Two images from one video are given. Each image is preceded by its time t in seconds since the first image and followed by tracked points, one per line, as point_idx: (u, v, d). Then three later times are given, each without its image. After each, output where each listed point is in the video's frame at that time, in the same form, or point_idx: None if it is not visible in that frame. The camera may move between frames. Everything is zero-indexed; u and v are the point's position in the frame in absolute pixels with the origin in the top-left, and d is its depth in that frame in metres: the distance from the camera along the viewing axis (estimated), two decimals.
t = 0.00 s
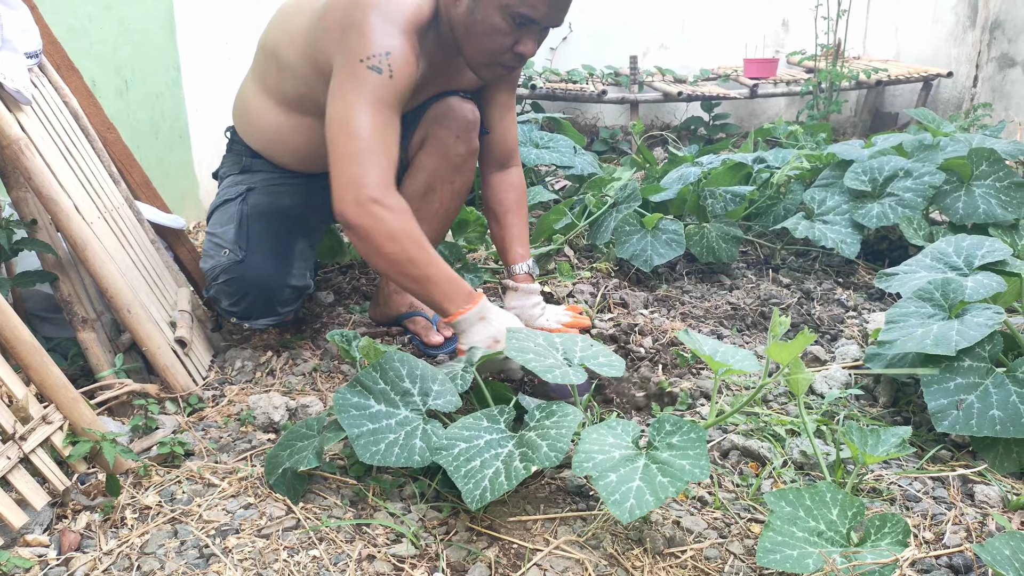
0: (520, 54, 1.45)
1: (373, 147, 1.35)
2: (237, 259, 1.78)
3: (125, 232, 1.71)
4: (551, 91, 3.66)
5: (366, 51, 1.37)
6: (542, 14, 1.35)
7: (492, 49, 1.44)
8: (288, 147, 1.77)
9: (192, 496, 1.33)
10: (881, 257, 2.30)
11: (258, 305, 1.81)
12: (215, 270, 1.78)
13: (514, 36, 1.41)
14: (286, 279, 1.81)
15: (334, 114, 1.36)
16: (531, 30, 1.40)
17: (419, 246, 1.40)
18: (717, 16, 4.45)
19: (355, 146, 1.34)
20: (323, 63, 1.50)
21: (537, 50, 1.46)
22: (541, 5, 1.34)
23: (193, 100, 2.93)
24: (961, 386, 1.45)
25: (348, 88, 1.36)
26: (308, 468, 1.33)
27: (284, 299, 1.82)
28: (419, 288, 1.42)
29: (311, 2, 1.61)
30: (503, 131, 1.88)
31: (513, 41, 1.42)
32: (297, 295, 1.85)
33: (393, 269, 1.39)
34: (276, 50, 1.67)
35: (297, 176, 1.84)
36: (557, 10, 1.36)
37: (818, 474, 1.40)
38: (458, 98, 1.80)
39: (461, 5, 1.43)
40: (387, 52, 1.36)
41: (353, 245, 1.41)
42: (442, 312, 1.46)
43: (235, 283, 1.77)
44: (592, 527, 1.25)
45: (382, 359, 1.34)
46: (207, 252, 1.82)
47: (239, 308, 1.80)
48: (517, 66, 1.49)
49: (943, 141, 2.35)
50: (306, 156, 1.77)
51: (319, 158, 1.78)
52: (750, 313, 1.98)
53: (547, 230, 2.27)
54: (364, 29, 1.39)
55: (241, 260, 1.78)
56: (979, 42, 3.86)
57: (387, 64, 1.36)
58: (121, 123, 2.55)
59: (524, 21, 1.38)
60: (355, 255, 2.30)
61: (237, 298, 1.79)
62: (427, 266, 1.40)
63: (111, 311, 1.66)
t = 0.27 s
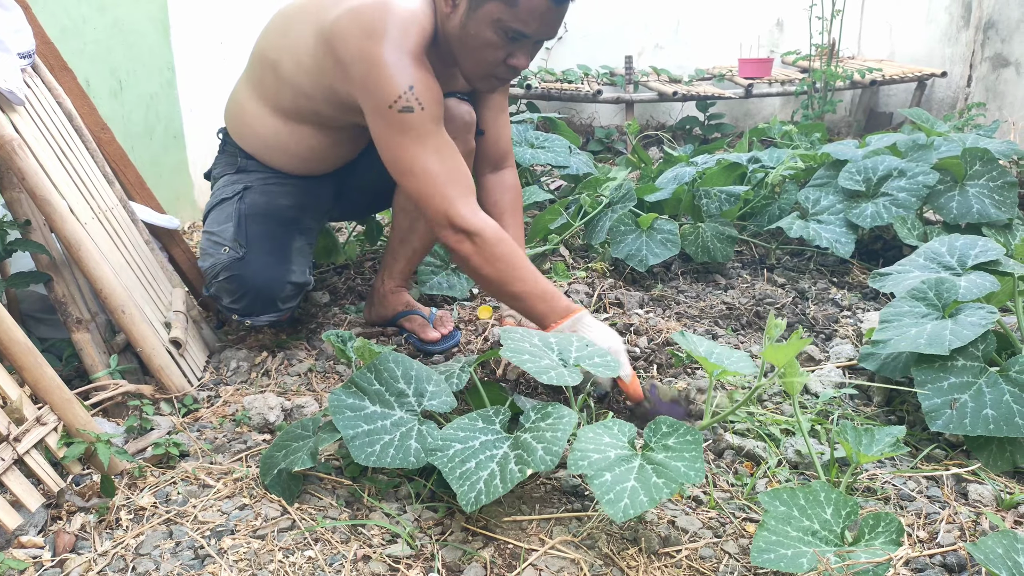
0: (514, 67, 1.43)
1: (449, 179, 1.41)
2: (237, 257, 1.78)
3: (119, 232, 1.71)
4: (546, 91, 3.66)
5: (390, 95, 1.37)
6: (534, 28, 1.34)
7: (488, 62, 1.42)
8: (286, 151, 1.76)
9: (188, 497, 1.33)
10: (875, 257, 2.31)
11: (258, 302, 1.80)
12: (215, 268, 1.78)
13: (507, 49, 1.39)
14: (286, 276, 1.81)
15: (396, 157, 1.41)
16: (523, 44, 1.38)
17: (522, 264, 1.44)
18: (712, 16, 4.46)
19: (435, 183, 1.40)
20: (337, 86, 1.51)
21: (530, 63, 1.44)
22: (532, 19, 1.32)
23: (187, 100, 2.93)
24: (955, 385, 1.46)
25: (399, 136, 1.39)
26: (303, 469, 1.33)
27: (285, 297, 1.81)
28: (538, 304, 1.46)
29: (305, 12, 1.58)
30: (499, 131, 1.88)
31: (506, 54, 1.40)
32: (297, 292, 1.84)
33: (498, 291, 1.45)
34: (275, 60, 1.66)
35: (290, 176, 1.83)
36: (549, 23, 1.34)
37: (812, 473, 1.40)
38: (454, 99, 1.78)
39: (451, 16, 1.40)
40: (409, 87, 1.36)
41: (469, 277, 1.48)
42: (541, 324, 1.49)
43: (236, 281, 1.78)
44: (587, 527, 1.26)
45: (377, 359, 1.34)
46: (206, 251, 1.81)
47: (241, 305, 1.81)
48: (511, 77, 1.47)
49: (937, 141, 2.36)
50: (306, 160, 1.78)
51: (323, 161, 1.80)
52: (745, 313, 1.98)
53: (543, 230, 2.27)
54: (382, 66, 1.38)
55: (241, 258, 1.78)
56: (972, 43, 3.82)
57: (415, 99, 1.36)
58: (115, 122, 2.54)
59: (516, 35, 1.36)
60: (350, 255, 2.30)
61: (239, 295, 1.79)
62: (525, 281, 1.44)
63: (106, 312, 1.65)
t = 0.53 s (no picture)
0: (507, 52, 1.46)
1: (380, 153, 1.40)
2: (230, 258, 1.77)
3: (119, 234, 1.71)
4: (546, 93, 3.66)
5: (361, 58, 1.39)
6: (526, 11, 1.36)
7: (480, 46, 1.45)
8: (285, 147, 1.77)
9: (187, 499, 1.33)
10: (874, 258, 2.31)
11: (250, 304, 1.79)
12: (208, 269, 1.77)
13: (499, 33, 1.41)
14: (279, 279, 1.80)
15: (338, 120, 1.41)
16: (516, 28, 1.41)
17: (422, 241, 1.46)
18: (712, 17, 4.46)
19: (358, 151, 1.39)
20: (321, 66, 1.54)
21: (524, 49, 1.46)
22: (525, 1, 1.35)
23: (187, 103, 2.94)
24: (953, 385, 1.46)
25: (350, 96, 1.40)
26: (302, 470, 1.33)
27: (277, 299, 1.81)
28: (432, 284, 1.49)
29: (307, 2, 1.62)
30: (499, 132, 1.89)
31: (499, 38, 1.43)
32: (290, 295, 1.84)
33: (405, 266, 1.46)
34: (275, 50, 1.68)
35: (291, 179, 1.84)
36: (542, 9, 1.37)
37: (811, 474, 1.40)
38: (451, 100, 1.80)
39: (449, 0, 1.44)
40: (386, 56, 1.39)
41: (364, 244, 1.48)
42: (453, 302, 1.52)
43: (229, 282, 1.77)
44: (585, 528, 1.26)
45: (376, 362, 1.35)
46: (200, 252, 1.81)
47: (232, 307, 1.80)
48: (506, 63, 1.50)
49: (936, 142, 2.36)
50: (301, 156, 1.78)
51: (314, 159, 1.79)
52: (744, 314, 1.98)
53: (542, 231, 2.27)
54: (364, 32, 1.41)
55: (234, 259, 1.77)
56: (971, 43, 3.80)
57: (387, 68, 1.39)
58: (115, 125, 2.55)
59: (508, 17, 1.38)
60: (350, 257, 2.31)
61: (230, 297, 1.79)
62: (438, 262, 1.48)
63: (105, 314, 1.66)
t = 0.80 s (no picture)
0: (491, 41, 1.45)
1: (402, 143, 1.42)
2: (218, 252, 1.78)
3: (117, 233, 1.72)
4: (544, 92, 3.66)
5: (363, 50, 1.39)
6: None
7: (463, 35, 1.45)
8: (280, 148, 1.77)
9: (185, 497, 1.34)
10: (871, 258, 2.32)
11: (238, 298, 1.79)
12: (197, 263, 1.78)
13: (482, 21, 1.42)
14: (267, 273, 1.80)
15: (355, 113, 1.41)
16: (499, 16, 1.41)
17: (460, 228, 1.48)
18: (710, 17, 4.46)
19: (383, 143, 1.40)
20: (317, 55, 1.55)
21: (508, 39, 1.46)
22: None
23: (186, 102, 2.94)
24: (948, 385, 1.46)
25: (360, 90, 1.40)
26: (300, 469, 1.34)
27: (265, 293, 1.81)
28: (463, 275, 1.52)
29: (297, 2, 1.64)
30: (495, 131, 1.89)
31: (482, 26, 1.43)
32: (279, 289, 1.83)
33: (437, 259, 1.49)
34: (267, 50, 1.69)
35: (286, 179, 1.84)
36: None
37: (806, 473, 1.41)
38: (445, 101, 1.81)
39: None
40: (383, 43, 1.38)
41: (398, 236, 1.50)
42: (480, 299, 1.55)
43: (217, 276, 1.77)
44: (583, 526, 1.27)
45: (374, 360, 1.35)
46: (191, 246, 1.81)
47: (220, 301, 1.80)
48: (490, 53, 1.49)
49: (932, 143, 2.37)
50: (295, 157, 1.78)
51: (310, 160, 1.80)
52: (741, 313, 1.99)
53: (540, 230, 2.28)
54: (360, 23, 1.41)
55: (222, 253, 1.78)
56: (969, 44, 3.82)
57: (387, 56, 1.38)
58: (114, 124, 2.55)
59: (490, 5, 1.39)
60: (348, 256, 2.31)
61: (218, 291, 1.79)
62: (467, 254, 1.49)
63: (104, 312, 1.66)
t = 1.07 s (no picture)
0: (499, 50, 1.47)
1: (367, 124, 1.38)
2: (219, 254, 1.78)
3: (117, 234, 1.72)
4: (542, 93, 3.67)
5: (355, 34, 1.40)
6: (519, 9, 1.37)
7: (472, 44, 1.46)
8: (278, 150, 1.78)
9: (187, 497, 1.34)
10: (868, 259, 2.33)
11: (239, 300, 1.79)
12: (198, 266, 1.77)
13: (493, 31, 1.43)
14: (267, 274, 1.80)
15: (332, 93, 1.40)
16: (509, 27, 1.42)
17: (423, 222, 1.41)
18: (708, 17, 4.47)
19: (349, 121, 1.37)
20: (311, 46, 1.55)
21: (516, 48, 1.47)
22: None
23: (185, 103, 2.95)
24: (945, 386, 1.47)
25: (343, 72, 1.39)
26: (301, 470, 1.34)
27: (266, 295, 1.81)
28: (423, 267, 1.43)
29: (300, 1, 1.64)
30: (494, 134, 1.90)
31: (492, 36, 1.44)
32: (280, 291, 1.83)
33: (393, 246, 1.42)
34: (268, 47, 1.69)
35: (285, 182, 1.85)
36: (534, 6, 1.38)
37: (804, 473, 1.42)
38: (443, 104, 1.82)
39: None
40: (375, 31, 1.39)
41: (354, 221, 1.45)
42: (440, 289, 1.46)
43: (217, 278, 1.77)
44: (582, 527, 1.27)
45: (375, 361, 1.36)
46: (191, 250, 1.81)
47: (222, 303, 1.80)
48: (498, 62, 1.51)
49: (929, 144, 2.38)
50: (293, 159, 1.79)
51: (307, 162, 1.81)
52: (739, 314, 2.00)
53: (539, 231, 2.28)
54: (358, 9, 1.42)
55: (223, 255, 1.78)
56: (966, 45, 3.83)
57: (375, 42, 1.39)
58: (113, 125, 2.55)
59: (502, 16, 1.40)
60: (347, 257, 2.31)
61: (219, 293, 1.79)
62: (430, 246, 1.41)
63: (104, 314, 1.66)
